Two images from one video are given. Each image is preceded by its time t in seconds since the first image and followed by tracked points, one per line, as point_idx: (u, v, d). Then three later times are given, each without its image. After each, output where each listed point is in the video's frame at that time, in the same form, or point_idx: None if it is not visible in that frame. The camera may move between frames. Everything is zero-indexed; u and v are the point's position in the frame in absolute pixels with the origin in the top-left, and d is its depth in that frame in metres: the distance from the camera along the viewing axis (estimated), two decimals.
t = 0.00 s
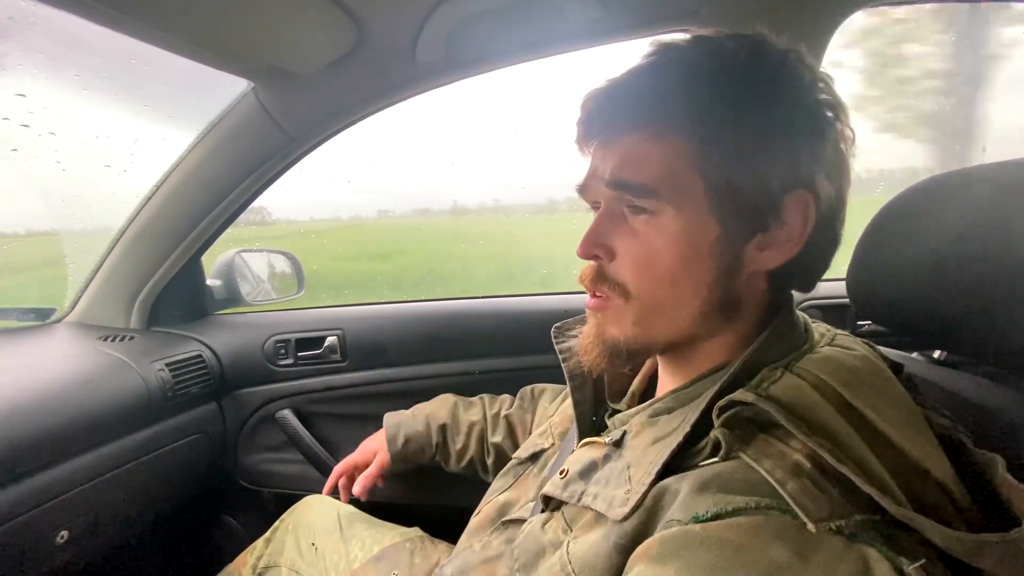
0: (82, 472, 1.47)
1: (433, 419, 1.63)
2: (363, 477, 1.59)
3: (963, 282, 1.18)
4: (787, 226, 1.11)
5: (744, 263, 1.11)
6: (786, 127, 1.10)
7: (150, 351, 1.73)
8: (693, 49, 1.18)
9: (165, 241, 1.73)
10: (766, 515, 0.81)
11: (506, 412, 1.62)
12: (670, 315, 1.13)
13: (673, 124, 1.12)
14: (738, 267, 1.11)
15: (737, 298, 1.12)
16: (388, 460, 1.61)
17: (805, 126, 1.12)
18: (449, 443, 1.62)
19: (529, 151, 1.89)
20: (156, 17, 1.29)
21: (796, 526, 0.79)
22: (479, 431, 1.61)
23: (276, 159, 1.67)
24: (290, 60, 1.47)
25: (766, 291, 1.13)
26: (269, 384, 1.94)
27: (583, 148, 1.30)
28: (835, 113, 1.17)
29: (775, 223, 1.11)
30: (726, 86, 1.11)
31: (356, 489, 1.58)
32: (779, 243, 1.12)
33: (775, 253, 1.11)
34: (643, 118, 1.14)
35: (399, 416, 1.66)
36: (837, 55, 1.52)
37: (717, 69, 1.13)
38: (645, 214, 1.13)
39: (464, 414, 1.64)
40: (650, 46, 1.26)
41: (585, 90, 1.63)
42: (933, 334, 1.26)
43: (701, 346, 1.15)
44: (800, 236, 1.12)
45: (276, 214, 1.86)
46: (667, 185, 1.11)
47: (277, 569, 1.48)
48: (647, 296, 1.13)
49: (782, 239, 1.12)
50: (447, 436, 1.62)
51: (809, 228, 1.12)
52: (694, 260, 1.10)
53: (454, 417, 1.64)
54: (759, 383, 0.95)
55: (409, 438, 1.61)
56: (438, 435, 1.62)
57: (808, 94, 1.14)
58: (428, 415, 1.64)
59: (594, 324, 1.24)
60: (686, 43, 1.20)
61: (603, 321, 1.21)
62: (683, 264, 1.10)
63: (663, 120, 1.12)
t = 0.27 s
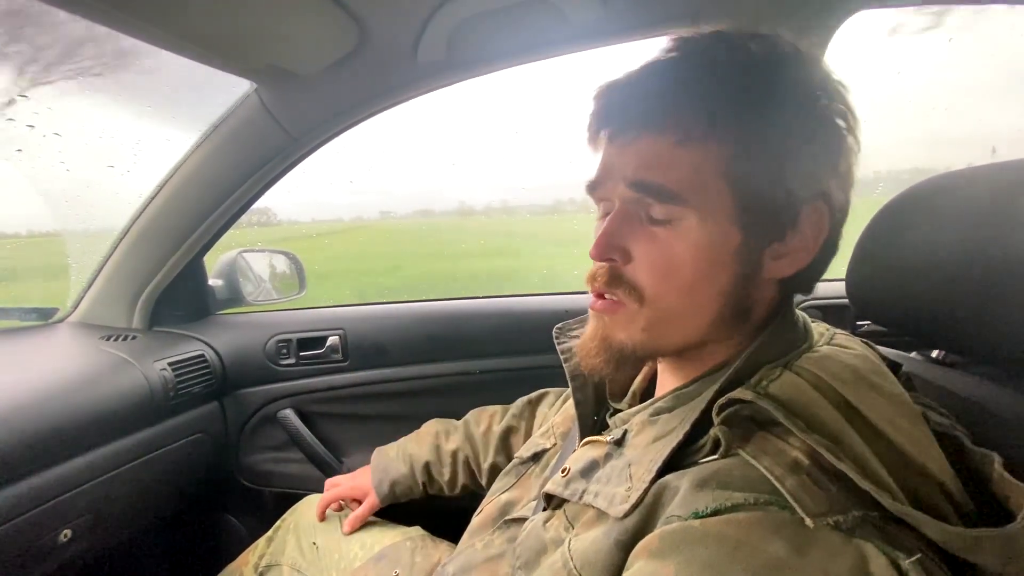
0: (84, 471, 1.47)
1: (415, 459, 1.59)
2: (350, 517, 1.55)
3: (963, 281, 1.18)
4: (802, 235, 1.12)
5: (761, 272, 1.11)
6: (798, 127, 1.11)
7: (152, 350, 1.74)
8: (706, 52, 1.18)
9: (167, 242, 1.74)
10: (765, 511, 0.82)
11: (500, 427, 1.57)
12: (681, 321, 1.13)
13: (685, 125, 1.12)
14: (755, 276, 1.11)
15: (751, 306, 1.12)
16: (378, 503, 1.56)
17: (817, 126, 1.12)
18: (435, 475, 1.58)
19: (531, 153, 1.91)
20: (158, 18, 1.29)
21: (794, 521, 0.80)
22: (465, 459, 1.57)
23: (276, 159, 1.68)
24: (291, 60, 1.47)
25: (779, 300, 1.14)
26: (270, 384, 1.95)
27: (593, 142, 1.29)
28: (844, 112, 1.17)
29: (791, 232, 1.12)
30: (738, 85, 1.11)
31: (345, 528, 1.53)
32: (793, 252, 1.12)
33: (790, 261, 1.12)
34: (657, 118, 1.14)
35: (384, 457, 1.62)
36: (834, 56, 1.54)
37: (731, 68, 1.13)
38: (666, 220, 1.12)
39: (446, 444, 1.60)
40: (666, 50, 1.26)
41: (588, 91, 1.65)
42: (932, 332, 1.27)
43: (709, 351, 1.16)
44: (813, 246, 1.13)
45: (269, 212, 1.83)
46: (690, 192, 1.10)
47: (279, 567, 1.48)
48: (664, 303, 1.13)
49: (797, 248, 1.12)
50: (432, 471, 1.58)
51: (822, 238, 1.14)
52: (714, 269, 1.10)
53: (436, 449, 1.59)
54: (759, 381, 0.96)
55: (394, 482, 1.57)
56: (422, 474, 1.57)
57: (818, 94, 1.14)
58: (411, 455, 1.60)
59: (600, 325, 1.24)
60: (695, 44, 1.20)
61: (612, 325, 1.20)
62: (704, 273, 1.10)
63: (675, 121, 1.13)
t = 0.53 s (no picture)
0: (82, 472, 1.47)
1: (414, 461, 1.58)
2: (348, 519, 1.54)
3: (964, 284, 1.18)
4: (826, 253, 1.11)
5: (781, 285, 1.10)
6: (838, 130, 1.07)
7: (151, 351, 1.73)
8: (736, 49, 1.16)
9: (163, 243, 1.73)
10: (768, 517, 0.82)
11: (497, 428, 1.57)
12: (696, 324, 1.13)
13: (712, 124, 1.11)
14: (774, 287, 1.10)
15: (766, 316, 1.12)
16: (376, 505, 1.55)
17: (858, 133, 1.09)
18: (434, 477, 1.57)
19: (530, 152, 1.92)
20: (157, 18, 1.29)
21: (797, 527, 0.80)
22: (464, 461, 1.57)
23: (275, 160, 1.66)
24: (290, 61, 1.47)
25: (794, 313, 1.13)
26: (269, 384, 1.95)
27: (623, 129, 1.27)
28: (889, 119, 1.13)
29: (816, 249, 1.10)
30: (775, 83, 1.09)
31: (341, 530, 1.52)
32: (816, 268, 1.11)
33: (811, 277, 1.11)
34: (689, 115, 1.14)
35: (382, 458, 1.62)
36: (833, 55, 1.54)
37: (772, 65, 1.11)
38: (688, 223, 1.12)
39: (444, 444, 1.59)
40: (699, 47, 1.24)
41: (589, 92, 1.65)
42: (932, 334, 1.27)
43: (718, 355, 1.16)
44: (837, 266, 1.12)
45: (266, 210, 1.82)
46: (715, 198, 1.10)
47: (277, 569, 1.48)
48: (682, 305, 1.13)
49: (819, 264, 1.11)
50: (431, 473, 1.58)
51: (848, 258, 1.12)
52: (735, 276, 1.10)
53: (435, 450, 1.59)
54: (761, 385, 0.96)
55: (392, 484, 1.57)
56: (421, 476, 1.57)
57: (862, 99, 1.10)
58: (409, 456, 1.59)
59: (610, 319, 1.24)
60: (742, 36, 1.18)
61: (622, 320, 1.21)
62: (726, 280, 1.10)
63: (704, 119, 1.12)
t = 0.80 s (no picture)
0: (83, 472, 1.47)
1: (414, 461, 1.58)
2: (348, 519, 1.54)
3: (964, 283, 1.18)
4: (794, 229, 1.10)
5: (752, 269, 1.10)
6: (792, 127, 1.09)
7: (152, 351, 1.73)
8: (697, 52, 1.17)
9: (163, 243, 1.73)
10: (767, 515, 0.81)
11: (498, 428, 1.57)
12: (674, 318, 1.13)
13: (670, 125, 1.12)
14: (744, 272, 1.10)
15: (744, 303, 1.11)
16: (377, 505, 1.55)
17: (814, 128, 1.10)
18: (434, 477, 1.57)
19: (530, 152, 1.91)
20: (157, 18, 1.29)
21: (797, 525, 0.80)
22: (464, 461, 1.56)
23: (275, 160, 1.67)
24: (290, 60, 1.47)
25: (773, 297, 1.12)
26: (269, 384, 1.95)
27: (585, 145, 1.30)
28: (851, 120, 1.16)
29: (783, 227, 1.09)
30: (728, 84, 1.11)
31: (341, 529, 1.53)
32: (787, 247, 1.10)
33: (784, 256, 1.10)
34: (644, 118, 1.15)
35: (382, 458, 1.61)
36: (834, 55, 1.54)
37: (724, 67, 1.13)
38: (652, 218, 1.13)
39: (444, 444, 1.59)
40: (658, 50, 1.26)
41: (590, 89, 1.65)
42: (932, 333, 1.27)
43: (707, 350, 1.15)
44: (808, 240, 1.10)
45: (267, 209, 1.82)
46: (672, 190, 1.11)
47: (278, 568, 1.48)
48: (656, 300, 1.14)
49: (789, 242, 1.10)
50: (431, 473, 1.57)
51: (819, 231, 1.10)
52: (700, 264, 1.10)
53: (435, 450, 1.59)
54: (759, 383, 0.95)
55: (393, 484, 1.57)
56: (421, 476, 1.57)
57: (817, 96, 1.12)
58: (410, 456, 1.59)
59: (602, 327, 1.26)
60: (694, 45, 1.20)
61: (610, 324, 1.22)
62: (691, 268, 1.10)
63: (660, 120, 1.13)
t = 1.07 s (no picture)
0: (83, 470, 1.47)
1: (413, 460, 1.58)
2: (348, 518, 1.54)
3: (964, 282, 1.18)
4: (765, 224, 1.08)
5: (723, 265, 1.09)
6: (771, 126, 1.07)
7: (151, 349, 1.73)
8: (676, 54, 1.16)
9: (162, 241, 1.73)
10: (764, 513, 0.81)
11: (498, 427, 1.57)
12: (651, 315, 1.14)
13: (642, 133, 1.12)
14: (716, 268, 1.10)
15: (719, 298, 1.11)
16: (376, 504, 1.55)
17: (796, 124, 1.08)
18: (434, 476, 1.57)
19: (530, 152, 1.89)
20: (157, 15, 1.29)
21: (794, 523, 0.79)
22: (463, 460, 1.56)
23: (274, 159, 1.67)
24: (289, 58, 1.47)
25: (754, 293, 1.12)
26: (269, 382, 1.95)
27: (572, 157, 1.28)
28: (826, 107, 1.13)
29: (752, 222, 1.08)
30: (700, 89, 1.10)
31: (341, 527, 1.52)
32: (758, 242, 1.08)
33: (755, 252, 1.08)
34: (615, 129, 1.15)
35: (381, 457, 1.61)
36: (832, 56, 1.54)
37: (695, 73, 1.12)
38: (623, 219, 1.14)
39: (443, 443, 1.59)
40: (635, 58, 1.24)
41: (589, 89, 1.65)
42: (933, 333, 1.26)
43: (691, 346, 1.15)
44: (779, 234, 1.08)
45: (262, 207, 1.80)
46: (640, 191, 1.11)
47: (277, 567, 1.48)
48: (632, 298, 1.15)
49: (760, 237, 1.08)
50: (431, 472, 1.57)
51: (790, 223, 1.07)
52: (671, 262, 1.11)
53: (435, 448, 1.59)
54: (758, 383, 0.95)
55: (392, 483, 1.56)
56: (421, 475, 1.57)
57: (795, 91, 1.10)
58: (409, 455, 1.59)
59: (591, 325, 1.27)
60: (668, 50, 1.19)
61: (596, 321, 1.23)
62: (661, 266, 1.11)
63: (632, 131, 1.13)
